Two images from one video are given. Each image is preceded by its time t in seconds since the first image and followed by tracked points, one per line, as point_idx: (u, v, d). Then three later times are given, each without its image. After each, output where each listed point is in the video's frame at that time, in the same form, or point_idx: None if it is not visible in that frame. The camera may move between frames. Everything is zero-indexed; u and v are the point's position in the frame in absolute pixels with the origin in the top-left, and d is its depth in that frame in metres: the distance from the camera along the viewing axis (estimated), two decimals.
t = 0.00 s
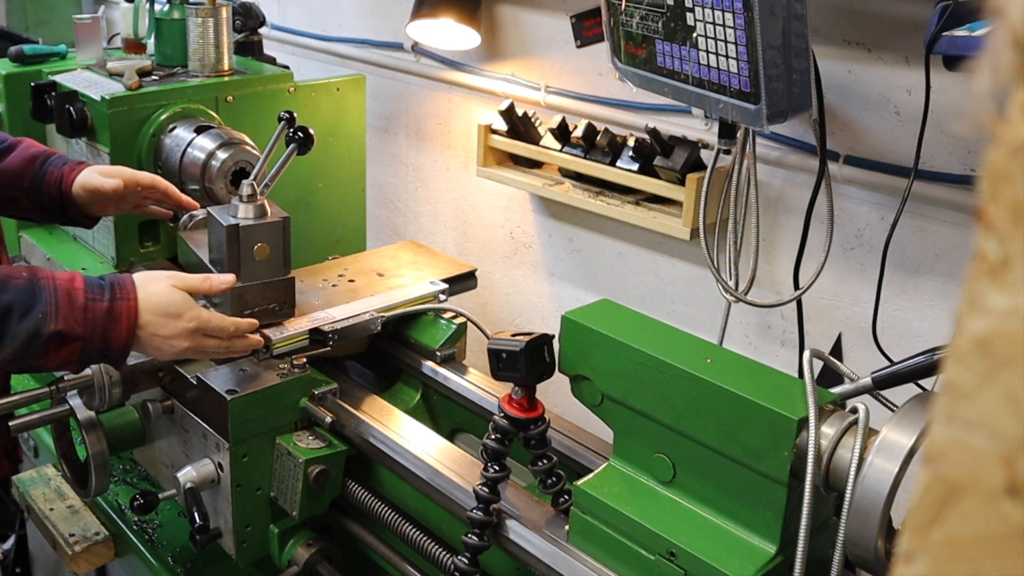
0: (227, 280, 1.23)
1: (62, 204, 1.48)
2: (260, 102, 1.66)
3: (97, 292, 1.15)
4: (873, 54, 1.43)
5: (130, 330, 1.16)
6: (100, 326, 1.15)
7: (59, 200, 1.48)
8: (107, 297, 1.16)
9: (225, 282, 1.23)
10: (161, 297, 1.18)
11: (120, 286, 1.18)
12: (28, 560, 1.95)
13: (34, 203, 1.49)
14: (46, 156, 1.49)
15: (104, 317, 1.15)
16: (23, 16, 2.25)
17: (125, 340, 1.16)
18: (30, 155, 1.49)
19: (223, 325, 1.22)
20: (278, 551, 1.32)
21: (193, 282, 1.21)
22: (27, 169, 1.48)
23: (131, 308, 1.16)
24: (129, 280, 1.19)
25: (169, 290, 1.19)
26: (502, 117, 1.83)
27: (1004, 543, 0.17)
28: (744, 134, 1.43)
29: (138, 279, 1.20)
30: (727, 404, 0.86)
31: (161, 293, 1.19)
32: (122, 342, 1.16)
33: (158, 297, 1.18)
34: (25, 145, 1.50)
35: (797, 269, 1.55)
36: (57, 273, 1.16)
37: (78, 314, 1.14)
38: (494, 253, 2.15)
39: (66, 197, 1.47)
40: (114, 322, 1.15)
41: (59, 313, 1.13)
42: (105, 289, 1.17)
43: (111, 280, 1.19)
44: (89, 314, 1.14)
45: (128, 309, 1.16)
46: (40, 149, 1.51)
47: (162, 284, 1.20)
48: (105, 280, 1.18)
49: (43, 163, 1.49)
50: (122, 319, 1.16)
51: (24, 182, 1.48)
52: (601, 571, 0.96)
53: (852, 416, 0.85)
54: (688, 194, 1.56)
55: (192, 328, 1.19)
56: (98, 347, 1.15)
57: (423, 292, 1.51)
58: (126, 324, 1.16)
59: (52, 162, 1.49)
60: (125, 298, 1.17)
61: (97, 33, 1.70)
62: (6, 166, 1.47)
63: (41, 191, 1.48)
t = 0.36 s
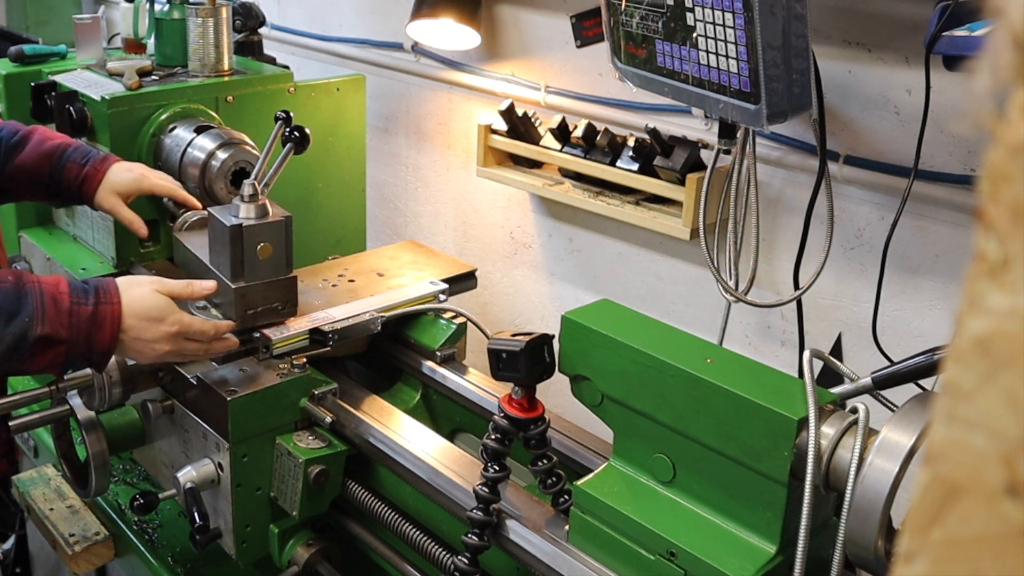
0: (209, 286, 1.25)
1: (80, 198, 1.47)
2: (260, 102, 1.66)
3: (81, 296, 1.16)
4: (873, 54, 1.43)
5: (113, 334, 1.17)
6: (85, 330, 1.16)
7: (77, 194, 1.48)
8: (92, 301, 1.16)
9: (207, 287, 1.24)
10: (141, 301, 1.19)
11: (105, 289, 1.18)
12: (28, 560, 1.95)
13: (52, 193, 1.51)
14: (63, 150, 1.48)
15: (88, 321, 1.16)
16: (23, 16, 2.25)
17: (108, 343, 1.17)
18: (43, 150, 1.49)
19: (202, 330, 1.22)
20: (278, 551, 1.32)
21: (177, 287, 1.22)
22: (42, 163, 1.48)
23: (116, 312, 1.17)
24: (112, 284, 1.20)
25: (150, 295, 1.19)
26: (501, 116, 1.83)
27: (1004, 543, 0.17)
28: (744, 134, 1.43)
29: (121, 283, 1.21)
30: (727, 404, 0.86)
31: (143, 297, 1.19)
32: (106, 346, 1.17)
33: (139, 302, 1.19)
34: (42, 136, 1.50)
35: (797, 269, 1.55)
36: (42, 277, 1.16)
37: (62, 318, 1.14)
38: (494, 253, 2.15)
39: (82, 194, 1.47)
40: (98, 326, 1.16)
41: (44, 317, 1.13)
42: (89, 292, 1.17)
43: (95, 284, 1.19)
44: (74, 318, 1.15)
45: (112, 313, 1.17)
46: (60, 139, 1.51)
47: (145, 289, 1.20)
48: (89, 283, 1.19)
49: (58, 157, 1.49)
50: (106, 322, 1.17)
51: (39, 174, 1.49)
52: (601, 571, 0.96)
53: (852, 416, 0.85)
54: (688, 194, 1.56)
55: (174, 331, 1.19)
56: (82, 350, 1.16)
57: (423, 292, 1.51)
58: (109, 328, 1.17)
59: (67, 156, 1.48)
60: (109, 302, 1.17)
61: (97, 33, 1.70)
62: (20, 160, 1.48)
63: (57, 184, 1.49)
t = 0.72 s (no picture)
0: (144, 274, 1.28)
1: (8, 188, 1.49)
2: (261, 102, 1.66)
3: (24, 299, 1.16)
4: (873, 54, 1.43)
5: (59, 334, 1.18)
6: (30, 332, 1.16)
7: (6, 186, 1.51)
8: (35, 303, 1.17)
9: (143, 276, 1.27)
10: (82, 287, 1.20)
11: (45, 290, 1.19)
12: (29, 560, 1.95)
13: None
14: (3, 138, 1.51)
15: (32, 324, 1.16)
16: (23, 16, 2.25)
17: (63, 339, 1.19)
18: None
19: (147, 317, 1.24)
20: (278, 551, 1.32)
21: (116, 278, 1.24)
22: None
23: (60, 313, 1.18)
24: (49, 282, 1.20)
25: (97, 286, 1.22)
26: (501, 117, 1.83)
27: (1004, 543, 0.17)
28: (744, 134, 1.43)
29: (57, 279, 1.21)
30: (727, 403, 0.86)
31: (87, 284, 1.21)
32: (50, 346, 1.18)
33: (83, 291, 1.20)
34: None
35: (797, 269, 1.55)
36: None
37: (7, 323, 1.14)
38: (494, 253, 2.15)
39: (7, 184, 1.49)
40: (43, 327, 1.17)
41: None
42: (29, 294, 1.17)
43: (35, 284, 1.19)
44: (18, 322, 1.15)
45: (56, 315, 1.18)
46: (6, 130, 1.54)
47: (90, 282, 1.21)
48: (29, 283, 1.19)
49: None
50: (50, 323, 1.18)
51: None
52: (601, 571, 0.96)
53: (852, 416, 0.85)
54: (688, 194, 1.56)
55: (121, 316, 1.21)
56: (26, 352, 1.17)
57: (423, 292, 1.51)
58: (53, 330, 1.18)
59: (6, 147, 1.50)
60: (52, 302, 1.18)
61: (97, 33, 1.70)
62: None
63: None
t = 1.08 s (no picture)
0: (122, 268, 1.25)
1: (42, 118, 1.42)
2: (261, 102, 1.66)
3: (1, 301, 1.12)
4: (873, 54, 1.43)
5: (39, 335, 1.14)
6: (10, 334, 1.12)
7: (32, 124, 1.44)
8: (13, 304, 1.13)
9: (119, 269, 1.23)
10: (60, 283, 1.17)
11: (23, 291, 1.14)
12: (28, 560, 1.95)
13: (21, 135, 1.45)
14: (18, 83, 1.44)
15: (10, 326, 1.12)
16: (23, 16, 2.25)
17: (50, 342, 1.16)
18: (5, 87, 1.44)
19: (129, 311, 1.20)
20: (278, 551, 1.32)
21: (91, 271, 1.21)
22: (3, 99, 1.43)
23: (39, 314, 1.13)
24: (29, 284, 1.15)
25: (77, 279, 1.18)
26: (501, 116, 1.83)
27: (1003, 543, 0.17)
28: (744, 134, 1.43)
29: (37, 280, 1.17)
30: (726, 404, 0.86)
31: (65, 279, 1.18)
32: (31, 348, 1.14)
33: (63, 285, 1.17)
34: None
35: (797, 269, 1.55)
36: None
37: None
38: (494, 253, 2.15)
39: (43, 112, 1.42)
40: (22, 330, 1.13)
41: None
42: (7, 295, 1.13)
43: (12, 284, 1.15)
44: None
45: (34, 316, 1.13)
46: (1, 82, 1.46)
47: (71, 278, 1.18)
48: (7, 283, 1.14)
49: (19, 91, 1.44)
50: (30, 325, 1.13)
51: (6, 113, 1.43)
52: (601, 571, 0.96)
53: (852, 416, 0.85)
54: (688, 194, 1.56)
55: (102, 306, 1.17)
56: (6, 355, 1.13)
57: (423, 292, 1.51)
58: (31, 333, 1.14)
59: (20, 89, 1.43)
60: (30, 303, 1.14)
61: (97, 33, 1.70)
62: None
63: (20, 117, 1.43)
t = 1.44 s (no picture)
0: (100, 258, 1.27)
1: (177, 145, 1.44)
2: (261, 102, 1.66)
3: None
4: (873, 54, 1.43)
5: (27, 327, 1.16)
6: None
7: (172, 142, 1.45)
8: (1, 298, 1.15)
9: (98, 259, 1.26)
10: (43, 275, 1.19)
11: (9, 285, 1.17)
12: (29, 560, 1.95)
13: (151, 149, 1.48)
14: (166, 102, 1.47)
15: None
16: (23, 16, 2.25)
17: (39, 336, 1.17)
18: (149, 103, 1.46)
19: (112, 297, 1.21)
20: (278, 551, 1.32)
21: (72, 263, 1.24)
22: (146, 115, 1.46)
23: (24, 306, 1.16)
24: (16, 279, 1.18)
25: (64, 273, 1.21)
26: (501, 117, 1.83)
27: (1002, 543, 0.17)
28: (743, 134, 1.43)
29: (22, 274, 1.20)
30: (727, 404, 0.86)
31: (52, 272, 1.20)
32: (20, 343, 1.16)
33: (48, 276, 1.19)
34: (138, 92, 1.48)
35: (797, 269, 1.55)
36: None
37: None
38: (494, 253, 2.15)
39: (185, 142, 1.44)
40: (12, 324, 1.15)
41: None
42: None
43: None
44: None
45: (22, 310, 1.16)
46: (145, 94, 1.48)
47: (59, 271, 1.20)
48: None
49: (162, 110, 1.46)
50: (17, 320, 1.16)
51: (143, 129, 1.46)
52: (601, 571, 0.96)
53: (852, 416, 0.85)
54: (688, 194, 1.56)
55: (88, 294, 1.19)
56: None
57: (423, 292, 1.51)
58: (21, 328, 1.16)
59: (169, 108, 1.46)
60: (17, 297, 1.16)
61: (97, 33, 1.70)
62: (123, 117, 1.46)
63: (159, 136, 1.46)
